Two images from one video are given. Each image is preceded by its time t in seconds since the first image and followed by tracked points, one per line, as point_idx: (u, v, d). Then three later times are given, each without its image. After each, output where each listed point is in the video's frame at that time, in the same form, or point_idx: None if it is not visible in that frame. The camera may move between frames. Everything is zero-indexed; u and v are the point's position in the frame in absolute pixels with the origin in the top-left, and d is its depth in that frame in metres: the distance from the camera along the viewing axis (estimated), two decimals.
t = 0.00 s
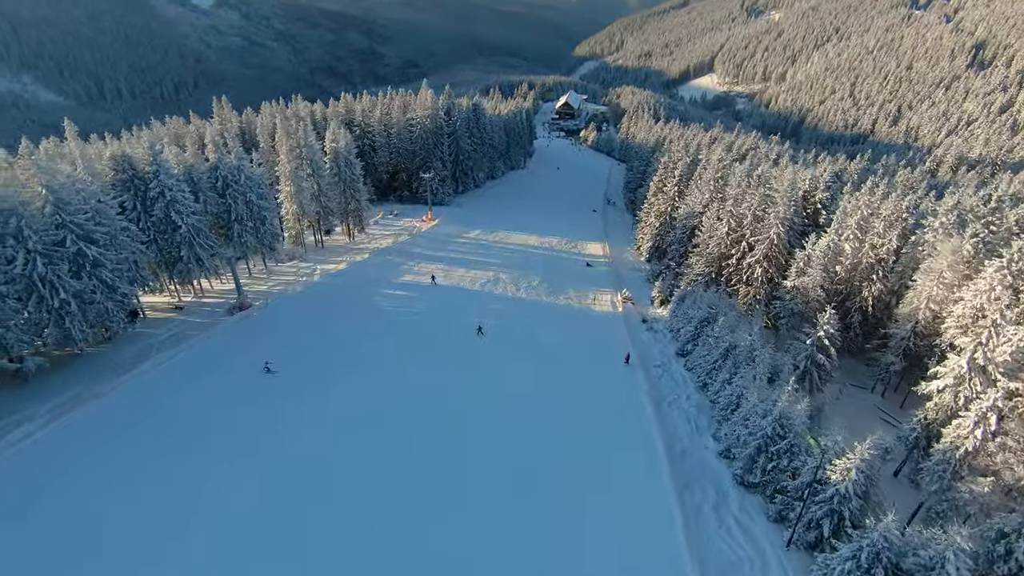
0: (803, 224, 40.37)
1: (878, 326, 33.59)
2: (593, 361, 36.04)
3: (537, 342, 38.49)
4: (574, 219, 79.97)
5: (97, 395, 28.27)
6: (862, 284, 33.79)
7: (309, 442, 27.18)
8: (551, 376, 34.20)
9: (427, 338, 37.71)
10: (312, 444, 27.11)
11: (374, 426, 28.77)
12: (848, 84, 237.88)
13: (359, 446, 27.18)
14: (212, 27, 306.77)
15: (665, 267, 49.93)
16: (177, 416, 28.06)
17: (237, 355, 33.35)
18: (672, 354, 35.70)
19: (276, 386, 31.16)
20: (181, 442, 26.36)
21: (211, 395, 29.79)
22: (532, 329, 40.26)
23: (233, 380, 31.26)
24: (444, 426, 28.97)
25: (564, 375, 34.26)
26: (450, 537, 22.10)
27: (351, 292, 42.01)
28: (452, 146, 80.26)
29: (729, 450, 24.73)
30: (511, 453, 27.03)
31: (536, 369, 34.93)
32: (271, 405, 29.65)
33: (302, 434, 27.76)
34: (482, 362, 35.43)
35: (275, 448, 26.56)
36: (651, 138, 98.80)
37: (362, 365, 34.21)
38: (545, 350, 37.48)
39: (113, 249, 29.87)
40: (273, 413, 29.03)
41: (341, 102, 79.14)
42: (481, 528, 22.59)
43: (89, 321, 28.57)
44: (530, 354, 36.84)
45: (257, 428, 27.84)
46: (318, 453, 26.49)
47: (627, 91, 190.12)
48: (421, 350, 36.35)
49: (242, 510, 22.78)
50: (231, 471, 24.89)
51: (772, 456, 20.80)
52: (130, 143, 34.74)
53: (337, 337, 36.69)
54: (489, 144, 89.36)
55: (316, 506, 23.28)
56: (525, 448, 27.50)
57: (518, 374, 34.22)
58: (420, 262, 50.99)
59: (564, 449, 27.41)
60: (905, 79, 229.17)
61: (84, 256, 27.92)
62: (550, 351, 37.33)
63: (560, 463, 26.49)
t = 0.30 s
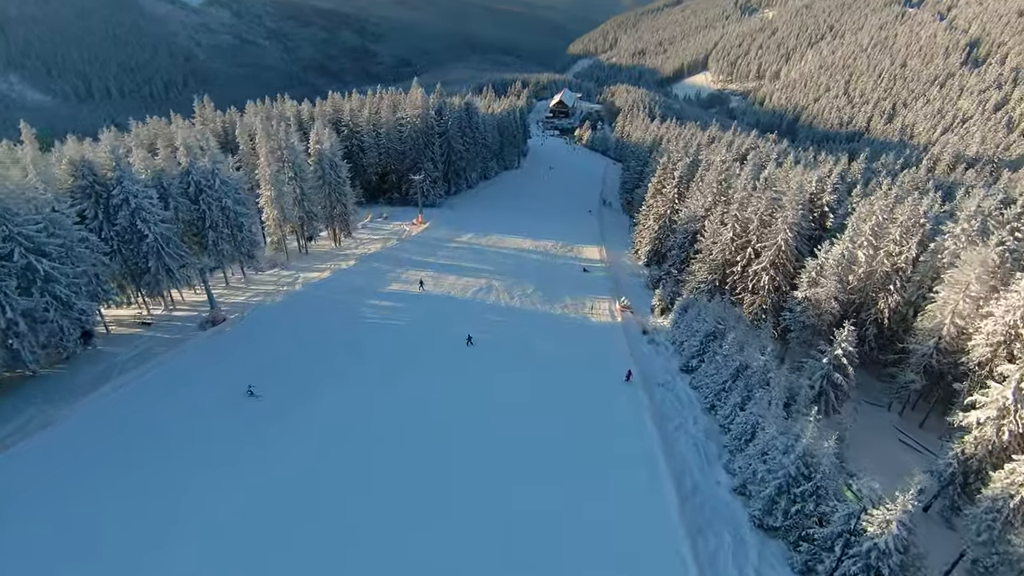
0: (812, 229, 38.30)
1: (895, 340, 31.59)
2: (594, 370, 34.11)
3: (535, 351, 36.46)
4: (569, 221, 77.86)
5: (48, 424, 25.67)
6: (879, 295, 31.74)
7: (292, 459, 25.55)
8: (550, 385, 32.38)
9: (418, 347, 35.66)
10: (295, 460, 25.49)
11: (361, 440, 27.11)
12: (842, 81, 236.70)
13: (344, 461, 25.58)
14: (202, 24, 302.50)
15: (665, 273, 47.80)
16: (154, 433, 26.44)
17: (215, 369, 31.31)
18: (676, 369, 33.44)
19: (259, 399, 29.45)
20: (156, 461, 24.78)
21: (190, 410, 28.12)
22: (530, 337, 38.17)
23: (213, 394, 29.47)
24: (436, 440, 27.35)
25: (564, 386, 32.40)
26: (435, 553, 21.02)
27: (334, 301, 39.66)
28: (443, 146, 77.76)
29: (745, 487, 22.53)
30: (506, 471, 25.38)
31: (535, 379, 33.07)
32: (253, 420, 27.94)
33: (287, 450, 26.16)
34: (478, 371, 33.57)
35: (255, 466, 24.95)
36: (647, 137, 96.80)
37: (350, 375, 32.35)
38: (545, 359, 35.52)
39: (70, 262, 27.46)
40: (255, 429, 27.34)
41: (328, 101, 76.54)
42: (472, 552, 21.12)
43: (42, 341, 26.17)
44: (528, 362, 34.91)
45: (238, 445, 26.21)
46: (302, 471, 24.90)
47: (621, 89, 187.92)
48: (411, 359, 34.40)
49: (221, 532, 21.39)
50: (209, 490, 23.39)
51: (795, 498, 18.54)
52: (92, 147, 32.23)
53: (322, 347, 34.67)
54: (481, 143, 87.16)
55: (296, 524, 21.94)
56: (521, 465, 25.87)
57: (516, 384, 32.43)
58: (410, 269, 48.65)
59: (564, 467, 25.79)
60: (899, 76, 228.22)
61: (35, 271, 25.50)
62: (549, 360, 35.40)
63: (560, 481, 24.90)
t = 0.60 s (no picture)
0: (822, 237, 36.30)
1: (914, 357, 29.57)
2: (595, 390, 32.20)
3: (531, 367, 34.49)
4: (564, 224, 75.83)
5: None
6: (898, 307, 29.69)
7: (275, 491, 23.61)
8: (550, 407, 30.54)
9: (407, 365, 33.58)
10: (279, 493, 23.54)
11: (350, 469, 25.28)
12: (835, 81, 235.93)
13: (332, 493, 23.70)
14: (191, 23, 298.61)
15: (666, 281, 45.65)
16: (123, 464, 24.31)
17: (189, 393, 29.11)
18: (680, 389, 31.31)
19: (239, 424, 27.39)
20: (126, 496, 22.68)
21: (163, 438, 26.00)
22: (525, 352, 36.17)
23: (188, 420, 27.34)
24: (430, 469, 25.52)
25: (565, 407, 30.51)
26: None
27: (316, 315, 37.34)
28: (434, 149, 76.01)
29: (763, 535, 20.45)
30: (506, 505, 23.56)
31: (533, 400, 31.19)
32: (233, 448, 25.88)
33: (269, 479, 24.23)
34: (471, 392, 31.67)
35: (234, 501, 22.95)
36: (642, 138, 94.76)
37: (336, 396, 30.36)
38: (542, 377, 33.58)
39: (17, 280, 25.02)
40: (234, 459, 25.31)
41: (315, 100, 74.01)
42: None
43: None
44: (525, 381, 33.00)
45: (216, 476, 24.21)
46: (286, 504, 23.00)
47: (615, 89, 185.97)
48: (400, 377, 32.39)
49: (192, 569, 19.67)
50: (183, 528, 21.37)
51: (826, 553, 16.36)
52: (48, 153, 29.74)
53: (306, 366, 32.55)
54: (473, 144, 86.33)
55: (276, 563, 20.16)
56: (522, 498, 24.01)
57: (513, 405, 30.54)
58: (398, 278, 46.30)
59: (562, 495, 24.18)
60: (892, 76, 227.69)
61: None
62: (546, 378, 33.51)
63: (561, 515, 23.05)
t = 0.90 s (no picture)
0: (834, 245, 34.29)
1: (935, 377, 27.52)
2: (594, 411, 30.18)
3: (526, 386, 32.30)
4: (560, 227, 73.70)
5: None
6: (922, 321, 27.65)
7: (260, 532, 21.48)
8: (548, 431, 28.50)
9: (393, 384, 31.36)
10: (261, 532, 21.54)
11: (341, 499, 23.43)
12: (831, 80, 234.73)
13: (325, 529, 21.86)
14: (181, 23, 295.19)
15: (668, 290, 43.57)
16: (84, 510, 21.62)
17: (157, 424, 26.50)
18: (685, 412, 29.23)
19: (214, 451, 25.35)
20: (89, 541, 20.44)
21: (132, 472, 23.72)
22: (519, 368, 33.99)
23: (157, 455, 24.79)
24: (427, 501, 23.65)
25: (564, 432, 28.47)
26: None
27: (292, 330, 34.97)
28: (426, 150, 74.06)
29: None
30: (512, 543, 21.69)
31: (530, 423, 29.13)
32: (209, 486, 23.43)
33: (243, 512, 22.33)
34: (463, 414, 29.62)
35: (204, 538, 21.03)
36: (638, 139, 92.43)
37: (317, 421, 28.12)
38: (538, 395, 31.45)
39: None
40: (211, 497, 22.93)
41: (302, 100, 71.60)
42: None
43: None
44: (520, 401, 30.90)
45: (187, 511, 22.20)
46: (265, 541, 21.11)
47: (610, 88, 184.04)
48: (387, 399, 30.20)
49: None
50: None
51: None
52: None
53: (285, 388, 30.13)
54: (466, 146, 84.29)
55: None
56: (528, 537, 21.99)
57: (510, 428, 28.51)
58: (386, 287, 43.97)
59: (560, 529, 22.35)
60: (887, 75, 226.71)
61: None
62: (544, 396, 31.40)
63: (560, 553, 21.23)
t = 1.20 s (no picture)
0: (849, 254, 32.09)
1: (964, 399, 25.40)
2: (600, 434, 27.76)
3: (523, 405, 29.89)
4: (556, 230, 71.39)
5: None
6: (948, 342, 25.47)
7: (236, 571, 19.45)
8: (551, 458, 26.06)
9: (380, 404, 28.89)
10: (238, 565, 19.76)
11: (327, 524, 21.78)
12: (828, 79, 232.98)
13: (311, 559, 20.15)
14: (174, 21, 291.52)
15: (671, 299, 41.43)
16: (40, 557, 19.40)
17: (120, 462, 23.70)
18: (696, 437, 26.96)
19: (186, 474, 23.48)
20: None
21: (95, 501, 21.78)
22: (515, 385, 31.60)
23: (123, 499, 22.00)
24: (416, 528, 21.91)
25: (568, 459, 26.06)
26: None
27: (269, 345, 32.49)
28: (419, 151, 71.78)
29: None
30: (507, 561, 20.59)
31: (530, 448, 26.70)
32: (180, 521, 21.27)
33: (217, 543, 20.50)
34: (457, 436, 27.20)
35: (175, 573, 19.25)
36: (637, 139, 90.09)
37: (298, 449, 25.56)
38: (537, 416, 29.07)
39: None
40: (181, 527, 21.03)
41: (290, 100, 69.10)
42: None
43: None
44: (517, 422, 28.49)
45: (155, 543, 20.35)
46: None
47: (606, 87, 181.78)
48: (373, 420, 27.75)
49: None
50: None
51: None
52: None
53: (262, 413, 27.54)
54: (460, 146, 81.87)
55: None
56: None
57: (508, 454, 26.11)
58: (373, 297, 41.55)
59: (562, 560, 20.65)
60: (884, 74, 225.13)
61: None
62: (543, 417, 29.01)
63: None
